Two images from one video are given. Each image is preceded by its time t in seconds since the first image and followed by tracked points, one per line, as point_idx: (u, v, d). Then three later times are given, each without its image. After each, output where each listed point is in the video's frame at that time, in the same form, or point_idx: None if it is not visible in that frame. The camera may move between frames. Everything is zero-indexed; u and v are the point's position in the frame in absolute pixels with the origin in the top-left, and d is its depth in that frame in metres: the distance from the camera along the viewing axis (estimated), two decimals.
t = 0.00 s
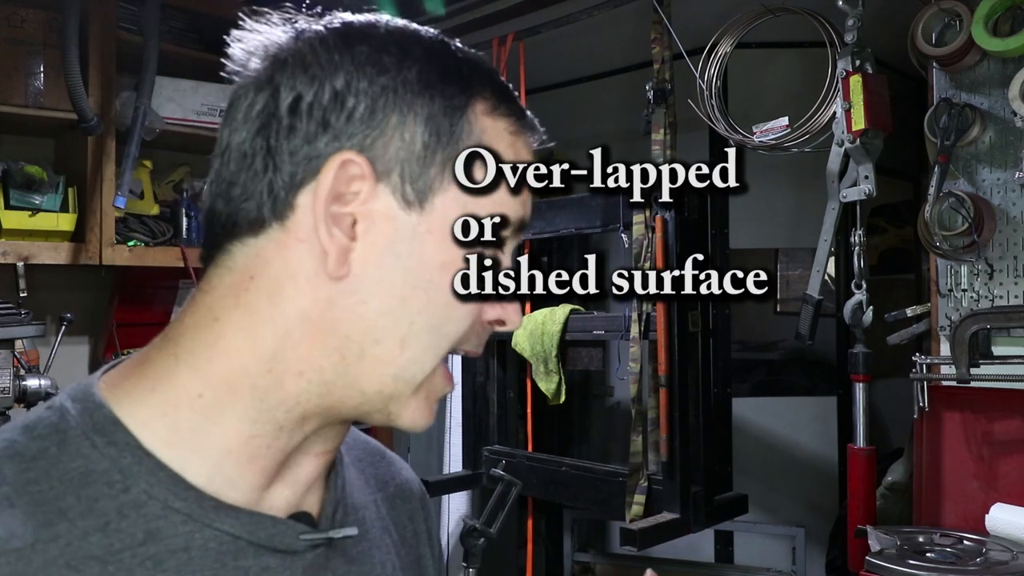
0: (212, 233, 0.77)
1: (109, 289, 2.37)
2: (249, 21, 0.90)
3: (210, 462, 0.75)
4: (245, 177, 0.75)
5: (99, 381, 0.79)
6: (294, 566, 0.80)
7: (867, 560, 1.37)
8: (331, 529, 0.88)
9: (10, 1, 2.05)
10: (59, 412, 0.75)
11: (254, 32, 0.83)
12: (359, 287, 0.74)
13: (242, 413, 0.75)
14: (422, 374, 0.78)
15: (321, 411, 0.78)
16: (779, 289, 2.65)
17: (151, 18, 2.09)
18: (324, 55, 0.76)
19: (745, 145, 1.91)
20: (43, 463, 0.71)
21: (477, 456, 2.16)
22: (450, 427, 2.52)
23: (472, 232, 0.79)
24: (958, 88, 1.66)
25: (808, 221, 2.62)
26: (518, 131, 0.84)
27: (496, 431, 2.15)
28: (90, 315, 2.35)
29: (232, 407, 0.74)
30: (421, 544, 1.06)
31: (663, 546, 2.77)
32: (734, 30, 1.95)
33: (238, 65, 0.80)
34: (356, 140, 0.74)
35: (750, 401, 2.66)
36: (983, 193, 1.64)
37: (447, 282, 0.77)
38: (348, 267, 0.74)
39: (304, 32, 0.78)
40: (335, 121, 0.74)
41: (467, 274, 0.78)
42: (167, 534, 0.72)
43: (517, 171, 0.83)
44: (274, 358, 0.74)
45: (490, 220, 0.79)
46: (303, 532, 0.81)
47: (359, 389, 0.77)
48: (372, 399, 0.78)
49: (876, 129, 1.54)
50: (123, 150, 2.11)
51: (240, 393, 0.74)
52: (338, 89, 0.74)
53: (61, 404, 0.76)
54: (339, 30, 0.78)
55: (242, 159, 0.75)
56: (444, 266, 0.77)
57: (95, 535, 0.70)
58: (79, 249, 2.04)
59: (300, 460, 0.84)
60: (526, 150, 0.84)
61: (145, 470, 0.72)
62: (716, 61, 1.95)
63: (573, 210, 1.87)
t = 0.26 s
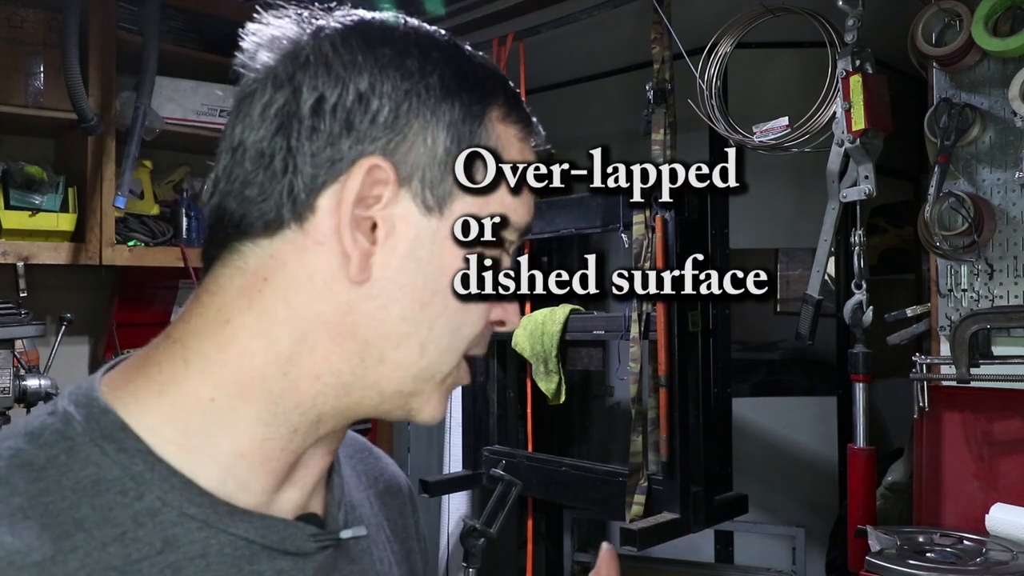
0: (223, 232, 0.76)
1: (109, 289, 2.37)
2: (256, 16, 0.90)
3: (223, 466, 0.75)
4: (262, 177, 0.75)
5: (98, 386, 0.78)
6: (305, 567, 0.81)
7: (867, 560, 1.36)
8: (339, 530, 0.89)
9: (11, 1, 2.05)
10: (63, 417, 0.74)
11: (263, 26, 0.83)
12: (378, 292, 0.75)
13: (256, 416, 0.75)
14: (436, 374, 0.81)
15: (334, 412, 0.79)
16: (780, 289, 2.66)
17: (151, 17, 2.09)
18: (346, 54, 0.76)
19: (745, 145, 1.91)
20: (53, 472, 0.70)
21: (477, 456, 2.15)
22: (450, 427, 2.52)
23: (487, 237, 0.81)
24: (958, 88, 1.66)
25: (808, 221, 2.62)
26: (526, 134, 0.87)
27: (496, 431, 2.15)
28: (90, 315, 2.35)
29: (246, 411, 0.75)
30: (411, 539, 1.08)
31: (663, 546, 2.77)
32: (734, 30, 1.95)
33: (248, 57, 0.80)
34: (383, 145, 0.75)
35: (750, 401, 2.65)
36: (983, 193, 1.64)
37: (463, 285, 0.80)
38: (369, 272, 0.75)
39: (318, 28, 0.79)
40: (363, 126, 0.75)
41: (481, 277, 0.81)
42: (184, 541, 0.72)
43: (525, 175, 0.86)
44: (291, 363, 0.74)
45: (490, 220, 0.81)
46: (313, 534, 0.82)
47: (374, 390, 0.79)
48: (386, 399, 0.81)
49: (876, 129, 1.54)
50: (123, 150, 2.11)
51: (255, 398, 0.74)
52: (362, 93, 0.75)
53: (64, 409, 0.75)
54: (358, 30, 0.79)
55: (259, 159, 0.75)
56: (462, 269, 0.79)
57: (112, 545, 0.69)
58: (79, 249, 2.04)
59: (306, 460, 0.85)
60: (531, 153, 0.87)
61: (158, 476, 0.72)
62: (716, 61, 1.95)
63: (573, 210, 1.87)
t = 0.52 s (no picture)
0: (219, 229, 0.75)
1: (109, 289, 2.37)
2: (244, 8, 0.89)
3: (226, 468, 0.75)
4: (262, 175, 0.74)
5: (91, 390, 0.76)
6: (311, 567, 0.81)
7: (868, 560, 1.37)
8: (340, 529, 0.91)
9: (11, 1, 2.05)
10: (62, 424, 0.73)
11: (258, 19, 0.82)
12: (380, 288, 0.75)
13: (258, 416, 0.75)
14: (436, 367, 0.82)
15: (336, 408, 0.80)
16: (779, 290, 2.66)
17: (151, 17, 2.09)
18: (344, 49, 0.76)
19: (745, 145, 1.91)
20: (57, 481, 0.69)
21: (477, 457, 2.15)
22: (450, 427, 2.52)
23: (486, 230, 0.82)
24: (958, 88, 1.66)
25: (808, 220, 2.62)
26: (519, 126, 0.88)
27: (496, 431, 2.15)
28: (90, 315, 2.35)
29: (248, 411, 0.74)
30: (401, 534, 1.09)
31: (663, 546, 2.77)
32: (734, 30, 1.95)
33: (241, 52, 0.79)
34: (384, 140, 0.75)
35: (751, 401, 2.65)
36: (983, 193, 1.64)
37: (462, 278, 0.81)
38: (370, 268, 0.75)
39: (314, 23, 0.79)
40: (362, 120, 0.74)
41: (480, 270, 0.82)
42: (193, 547, 0.72)
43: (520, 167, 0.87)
44: (294, 362, 0.74)
45: (491, 220, 0.82)
46: (317, 534, 0.82)
47: (375, 385, 0.79)
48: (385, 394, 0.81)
49: (876, 129, 1.54)
50: (123, 150, 2.10)
51: (259, 399, 0.74)
52: (362, 88, 0.75)
53: (62, 415, 0.73)
54: (354, 24, 0.79)
55: (257, 155, 0.74)
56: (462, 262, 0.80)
57: (124, 553, 0.68)
58: (79, 249, 2.04)
59: (306, 458, 0.85)
60: (524, 146, 0.89)
61: (166, 482, 0.71)
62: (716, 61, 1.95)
63: (573, 210, 1.87)
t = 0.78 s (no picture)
0: (181, 226, 0.79)
1: (108, 289, 2.37)
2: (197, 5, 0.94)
3: (214, 463, 0.76)
4: (204, 163, 0.77)
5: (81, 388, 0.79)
6: (308, 566, 0.81)
7: (868, 560, 1.37)
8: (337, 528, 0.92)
9: (12, 1, 2.05)
10: (50, 423, 0.74)
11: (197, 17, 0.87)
12: (334, 258, 0.77)
13: (241, 405, 0.76)
14: (412, 336, 0.81)
15: (316, 392, 0.80)
16: (779, 290, 2.66)
17: (152, 17, 2.09)
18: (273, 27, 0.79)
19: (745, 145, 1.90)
20: (47, 480, 0.71)
21: (477, 456, 2.15)
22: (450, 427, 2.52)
23: (444, 190, 0.82)
24: (958, 88, 1.66)
25: (809, 220, 2.62)
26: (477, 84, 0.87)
27: (496, 431, 2.15)
28: (90, 315, 2.35)
29: (230, 402, 0.76)
30: (403, 536, 1.10)
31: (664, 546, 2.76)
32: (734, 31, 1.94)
33: (184, 55, 0.84)
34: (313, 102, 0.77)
35: (751, 401, 2.65)
36: (983, 193, 1.64)
37: (426, 242, 0.80)
38: (320, 238, 0.76)
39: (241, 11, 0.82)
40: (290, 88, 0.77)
41: (444, 233, 0.81)
42: (184, 545, 0.73)
43: (480, 125, 0.86)
44: (264, 346, 0.76)
45: (490, 220, 0.87)
46: (312, 533, 0.82)
47: (351, 362, 0.80)
48: (366, 372, 0.81)
49: (876, 129, 1.54)
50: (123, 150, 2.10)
51: (234, 386, 0.75)
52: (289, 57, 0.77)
53: (51, 415, 0.75)
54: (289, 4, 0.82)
55: (199, 145, 0.78)
56: (420, 224, 0.79)
57: (113, 552, 0.70)
58: (79, 249, 2.04)
59: (299, 454, 0.86)
60: (485, 105, 0.88)
61: (155, 480, 0.73)
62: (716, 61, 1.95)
63: (573, 210, 1.86)
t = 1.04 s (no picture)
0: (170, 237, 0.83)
1: (108, 289, 2.37)
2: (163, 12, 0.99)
3: (197, 453, 0.74)
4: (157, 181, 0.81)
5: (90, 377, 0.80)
6: (308, 560, 0.80)
7: (868, 560, 1.37)
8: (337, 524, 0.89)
9: (12, 2, 2.05)
10: (55, 411, 0.74)
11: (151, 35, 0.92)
12: (230, 234, 0.71)
13: (203, 394, 0.73)
14: (323, 294, 0.70)
15: (274, 376, 0.74)
16: (779, 290, 2.67)
17: (152, 17, 2.09)
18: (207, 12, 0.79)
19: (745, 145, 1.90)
20: (50, 463, 0.69)
21: (477, 457, 2.15)
22: (450, 427, 2.52)
23: (326, 133, 0.72)
24: (958, 89, 1.66)
25: (809, 220, 2.62)
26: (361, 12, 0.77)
27: (496, 431, 2.14)
28: (90, 315, 2.35)
29: (195, 392, 0.73)
30: (410, 541, 1.08)
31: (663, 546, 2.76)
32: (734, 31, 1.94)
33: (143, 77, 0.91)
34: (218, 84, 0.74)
35: (751, 401, 2.65)
36: (983, 193, 1.64)
37: (306, 192, 0.70)
38: (216, 219, 0.72)
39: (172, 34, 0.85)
40: (214, 71, 0.75)
41: (328, 175, 0.70)
42: (185, 533, 0.72)
43: (371, 52, 0.75)
44: (207, 333, 0.72)
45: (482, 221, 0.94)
46: (314, 527, 0.81)
47: (279, 335, 0.71)
48: (301, 341, 0.72)
49: (876, 129, 1.54)
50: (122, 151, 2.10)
51: (193, 375, 0.73)
52: (218, 40, 0.76)
53: (57, 404, 0.74)
54: None
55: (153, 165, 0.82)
56: (293, 176, 0.70)
57: (111, 539, 0.68)
58: (79, 250, 2.04)
59: (297, 446, 0.83)
60: (375, 29, 0.77)
61: (157, 467, 0.72)
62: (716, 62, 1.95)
63: (573, 210, 1.87)
